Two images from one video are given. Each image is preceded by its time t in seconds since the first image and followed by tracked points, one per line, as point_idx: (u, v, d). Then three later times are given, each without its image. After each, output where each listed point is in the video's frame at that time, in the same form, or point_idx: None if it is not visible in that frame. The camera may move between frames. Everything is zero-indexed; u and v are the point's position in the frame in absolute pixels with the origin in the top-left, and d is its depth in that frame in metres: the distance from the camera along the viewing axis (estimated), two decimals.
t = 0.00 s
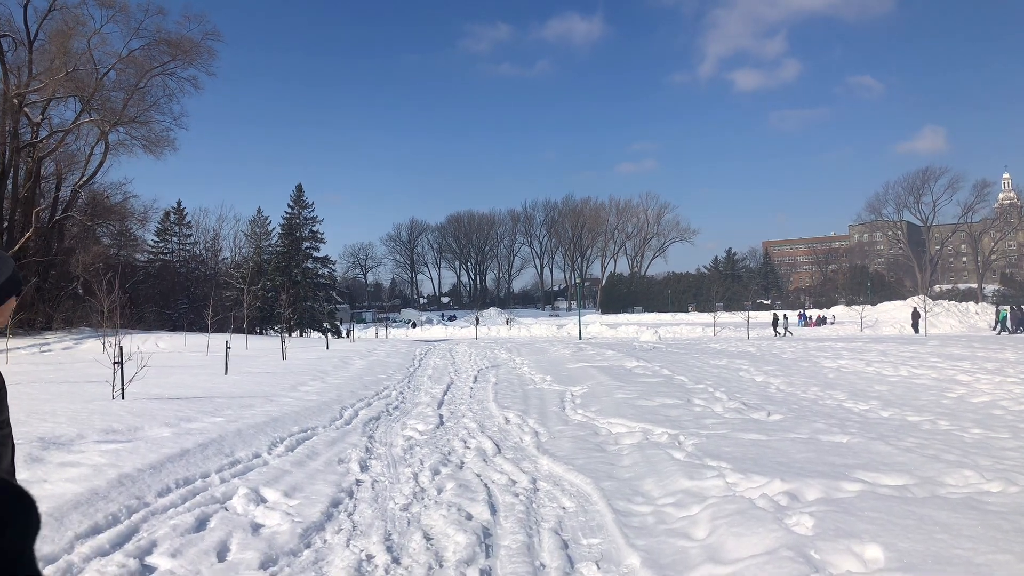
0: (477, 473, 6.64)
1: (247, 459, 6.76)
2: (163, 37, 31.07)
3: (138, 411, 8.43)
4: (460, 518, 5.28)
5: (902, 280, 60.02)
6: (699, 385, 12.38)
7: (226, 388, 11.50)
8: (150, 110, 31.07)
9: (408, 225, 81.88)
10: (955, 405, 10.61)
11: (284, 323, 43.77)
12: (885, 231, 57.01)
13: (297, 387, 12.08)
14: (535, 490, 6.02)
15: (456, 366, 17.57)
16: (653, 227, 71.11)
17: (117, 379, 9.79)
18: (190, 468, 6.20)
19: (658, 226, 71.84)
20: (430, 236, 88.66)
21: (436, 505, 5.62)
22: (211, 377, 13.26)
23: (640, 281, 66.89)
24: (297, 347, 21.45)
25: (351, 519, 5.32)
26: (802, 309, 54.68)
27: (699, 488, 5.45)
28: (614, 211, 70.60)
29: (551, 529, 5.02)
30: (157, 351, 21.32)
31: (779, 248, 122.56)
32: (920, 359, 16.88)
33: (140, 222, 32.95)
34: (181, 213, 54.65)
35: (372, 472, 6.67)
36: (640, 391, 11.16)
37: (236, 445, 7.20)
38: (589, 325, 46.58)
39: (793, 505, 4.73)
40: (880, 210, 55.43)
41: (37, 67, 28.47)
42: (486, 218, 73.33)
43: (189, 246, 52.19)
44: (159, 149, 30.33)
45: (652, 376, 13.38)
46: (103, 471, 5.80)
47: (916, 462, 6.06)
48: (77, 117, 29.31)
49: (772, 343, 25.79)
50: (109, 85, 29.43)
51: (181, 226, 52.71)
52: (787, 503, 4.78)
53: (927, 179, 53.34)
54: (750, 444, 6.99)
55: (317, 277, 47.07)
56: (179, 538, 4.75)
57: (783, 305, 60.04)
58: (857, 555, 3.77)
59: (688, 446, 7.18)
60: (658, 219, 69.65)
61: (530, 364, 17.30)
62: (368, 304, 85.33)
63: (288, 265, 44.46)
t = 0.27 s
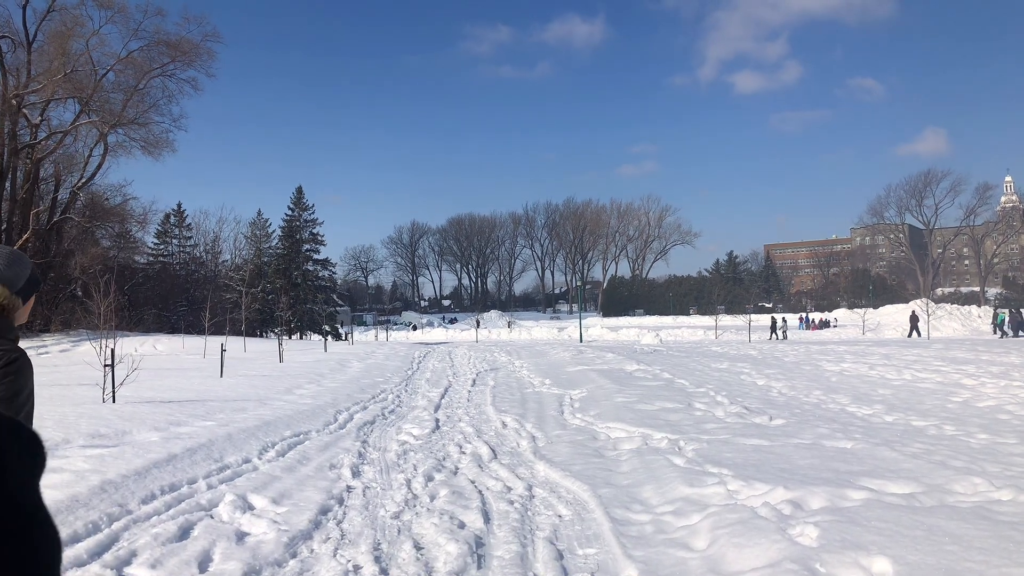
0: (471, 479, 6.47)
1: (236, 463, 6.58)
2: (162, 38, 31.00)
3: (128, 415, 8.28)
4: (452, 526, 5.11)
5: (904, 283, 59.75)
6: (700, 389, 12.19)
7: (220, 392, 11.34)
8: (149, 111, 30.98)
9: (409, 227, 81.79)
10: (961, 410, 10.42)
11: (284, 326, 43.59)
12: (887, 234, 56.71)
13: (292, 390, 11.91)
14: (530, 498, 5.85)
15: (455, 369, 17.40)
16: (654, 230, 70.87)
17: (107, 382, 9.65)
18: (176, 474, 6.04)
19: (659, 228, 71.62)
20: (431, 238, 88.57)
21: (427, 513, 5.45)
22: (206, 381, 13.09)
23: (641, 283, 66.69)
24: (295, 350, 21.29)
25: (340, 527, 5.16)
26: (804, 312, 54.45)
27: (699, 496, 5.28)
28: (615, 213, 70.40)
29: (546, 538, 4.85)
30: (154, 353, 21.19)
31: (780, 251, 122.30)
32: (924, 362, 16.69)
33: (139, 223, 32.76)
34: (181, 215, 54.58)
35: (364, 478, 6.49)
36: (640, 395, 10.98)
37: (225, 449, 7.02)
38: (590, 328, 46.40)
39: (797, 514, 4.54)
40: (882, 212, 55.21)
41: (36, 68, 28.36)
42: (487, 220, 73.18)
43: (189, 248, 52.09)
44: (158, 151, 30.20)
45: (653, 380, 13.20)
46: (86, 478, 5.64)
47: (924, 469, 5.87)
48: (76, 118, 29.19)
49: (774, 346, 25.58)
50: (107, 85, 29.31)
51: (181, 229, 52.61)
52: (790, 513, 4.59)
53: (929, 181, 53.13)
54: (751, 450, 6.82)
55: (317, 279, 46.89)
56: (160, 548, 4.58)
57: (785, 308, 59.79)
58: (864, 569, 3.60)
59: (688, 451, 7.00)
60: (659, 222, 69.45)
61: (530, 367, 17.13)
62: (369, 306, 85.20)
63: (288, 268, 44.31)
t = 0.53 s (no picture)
0: (467, 480, 6.29)
1: (227, 463, 6.42)
2: (161, 36, 30.88)
3: (119, 413, 8.13)
4: (446, 529, 4.94)
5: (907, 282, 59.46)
6: (702, 387, 12.02)
7: (215, 390, 11.18)
8: (149, 109, 30.87)
9: (411, 226, 81.63)
10: (968, 409, 10.22)
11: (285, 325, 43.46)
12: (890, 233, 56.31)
13: (288, 388, 11.77)
14: (527, 499, 5.68)
15: (454, 368, 17.23)
16: (656, 229, 70.60)
17: (99, 380, 9.54)
18: (165, 474, 5.89)
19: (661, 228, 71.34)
20: (433, 237, 88.40)
21: (421, 515, 5.28)
22: (202, 379, 12.96)
23: (643, 283, 66.48)
24: (294, 349, 21.13)
25: (330, 529, 4.99)
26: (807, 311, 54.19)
27: (701, 498, 5.11)
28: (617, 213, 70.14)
29: (542, 541, 4.68)
30: (153, 352, 21.07)
31: (782, 251, 122.04)
32: (929, 361, 16.48)
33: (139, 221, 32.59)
34: (182, 214, 54.50)
35: (357, 478, 6.33)
36: (641, 394, 10.80)
37: (216, 448, 6.87)
38: (591, 327, 46.22)
39: (803, 517, 4.37)
40: (885, 211, 54.90)
41: (35, 66, 28.27)
42: (488, 219, 72.97)
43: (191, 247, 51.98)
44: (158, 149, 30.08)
45: (654, 378, 13.02)
46: (70, 478, 5.49)
47: (933, 470, 5.68)
48: (75, 115, 29.05)
49: (777, 344, 25.38)
50: (106, 83, 29.17)
51: (182, 227, 52.51)
52: (796, 515, 4.42)
53: (932, 180, 52.82)
54: (754, 450, 6.64)
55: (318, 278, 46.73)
56: (142, 551, 4.42)
57: (787, 307, 59.54)
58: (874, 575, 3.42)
59: (690, 451, 6.83)
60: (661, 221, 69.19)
61: (530, 366, 16.96)
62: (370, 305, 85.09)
63: (289, 266, 44.18)
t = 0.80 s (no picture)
0: (461, 483, 6.13)
1: (215, 466, 6.26)
2: (157, 33, 30.68)
3: (106, 414, 7.97)
4: (437, 535, 4.79)
5: (905, 282, 59.42)
6: (701, 387, 11.88)
7: (206, 390, 11.00)
8: (145, 107, 30.68)
9: (409, 225, 81.40)
10: (971, 409, 10.07)
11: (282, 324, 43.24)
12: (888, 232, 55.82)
13: (281, 388, 11.60)
14: (522, 503, 5.54)
15: (450, 367, 17.06)
16: (654, 228, 70.38)
17: (87, 381, 9.37)
18: (149, 478, 5.73)
19: (659, 226, 71.15)
20: (431, 236, 88.18)
21: (412, 521, 5.13)
22: (195, 378, 12.80)
23: (641, 281, 66.37)
24: (290, 348, 20.96)
25: (317, 536, 4.84)
26: (805, 310, 54.12)
27: (700, 503, 4.97)
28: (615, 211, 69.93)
29: (536, 547, 4.53)
30: (148, 351, 20.89)
31: (780, 249, 122.05)
32: (929, 361, 16.33)
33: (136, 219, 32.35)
34: (179, 212, 54.26)
35: (348, 482, 6.17)
36: (639, 394, 10.66)
37: (204, 449, 6.71)
38: (589, 326, 46.06)
39: (805, 524, 4.23)
40: (884, 210, 54.76)
41: (30, 63, 28.05)
42: (486, 218, 72.72)
43: (188, 245, 51.74)
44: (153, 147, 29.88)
45: (653, 378, 12.86)
46: (51, 483, 5.33)
47: (939, 474, 5.54)
48: (70, 113, 28.81)
49: (776, 343, 25.26)
50: (101, 80, 28.95)
51: (179, 226, 52.27)
52: (799, 522, 4.28)
53: (931, 178, 52.68)
54: (754, 452, 6.50)
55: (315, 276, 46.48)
56: (122, 560, 4.27)
57: (785, 306, 59.43)
58: None
59: (689, 453, 6.70)
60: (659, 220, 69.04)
61: (527, 365, 16.81)
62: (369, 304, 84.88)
63: (286, 265, 43.94)
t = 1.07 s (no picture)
0: (449, 487, 5.95)
1: (196, 469, 6.06)
2: (149, 32, 30.42)
3: (87, 415, 7.77)
4: (422, 542, 4.61)
5: (899, 282, 59.58)
6: (696, 388, 11.72)
7: (193, 391, 10.80)
8: (136, 105, 30.41)
9: (404, 225, 81.17)
10: (969, 410, 9.97)
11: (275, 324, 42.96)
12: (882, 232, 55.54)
13: (270, 390, 11.40)
14: (511, 507, 5.36)
15: (444, 368, 16.89)
16: (650, 228, 70.30)
17: (69, 382, 9.14)
18: (126, 482, 5.53)
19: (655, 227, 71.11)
20: (427, 237, 87.95)
21: (397, 527, 4.95)
22: (182, 379, 12.56)
23: (636, 282, 66.30)
24: (282, 348, 20.75)
25: (298, 542, 4.65)
26: (800, 311, 54.08)
27: (694, 508, 4.82)
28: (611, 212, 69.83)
29: (525, 555, 4.35)
30: (137, 351, 20.63)
31: (775, 250, 122.29)
32: (925, 361, 16.25)
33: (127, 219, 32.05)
34: (172, 212, 53.87)
35: (334, 486, 5.98)
36: (633, 395, 10.50)
37: (185, 452, 6.50)
38: (584, 326, 45.96)
39: (804, 530, 4.08)
40: (878, 211, 54.84)
41: (19, 61, 27.71)
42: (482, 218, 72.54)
43: (181, 246, 51.40)
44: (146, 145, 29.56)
45: (647, 379, 12.72)
46: (22, 487, 5.14)
47: (940, 477, 5.40)
48: (60, 111, 28.50)
49: (771, 343, 25.18)
50: (92, 78, 28.65)
51: (173, 226, 51.93)
52: (797, 528, 4.13)
53: (925, 179, 52.80)
54: (750, 455, 6.35)
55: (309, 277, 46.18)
56: (91, 569, 4.07)
57: (780, 307, 59.49)
58: None
59: (684, 456, 6.54)
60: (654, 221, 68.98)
61: (521, 366, 16.64)
62: (363, 304, 84.56)
63: (280, 265, 43.64)
